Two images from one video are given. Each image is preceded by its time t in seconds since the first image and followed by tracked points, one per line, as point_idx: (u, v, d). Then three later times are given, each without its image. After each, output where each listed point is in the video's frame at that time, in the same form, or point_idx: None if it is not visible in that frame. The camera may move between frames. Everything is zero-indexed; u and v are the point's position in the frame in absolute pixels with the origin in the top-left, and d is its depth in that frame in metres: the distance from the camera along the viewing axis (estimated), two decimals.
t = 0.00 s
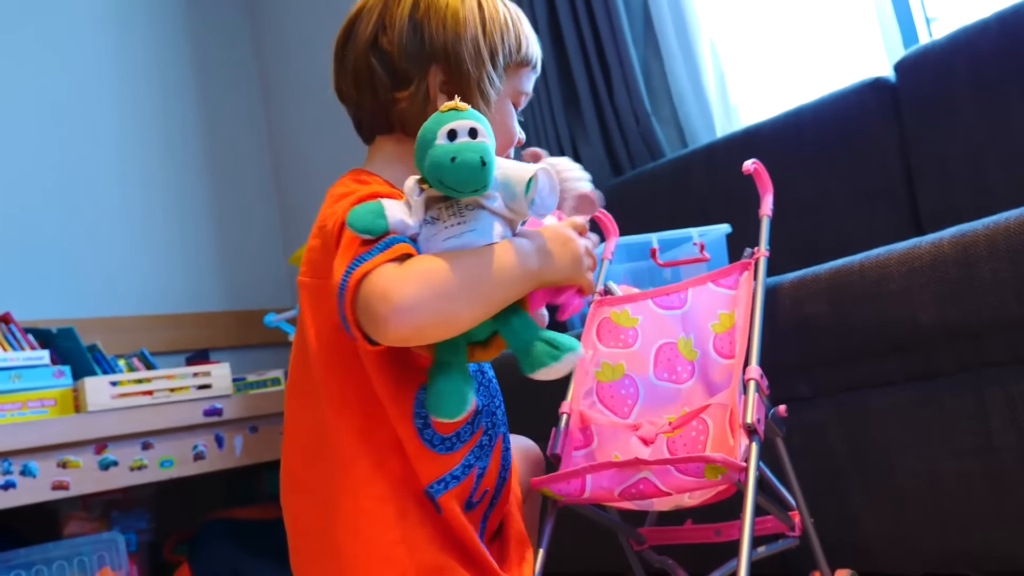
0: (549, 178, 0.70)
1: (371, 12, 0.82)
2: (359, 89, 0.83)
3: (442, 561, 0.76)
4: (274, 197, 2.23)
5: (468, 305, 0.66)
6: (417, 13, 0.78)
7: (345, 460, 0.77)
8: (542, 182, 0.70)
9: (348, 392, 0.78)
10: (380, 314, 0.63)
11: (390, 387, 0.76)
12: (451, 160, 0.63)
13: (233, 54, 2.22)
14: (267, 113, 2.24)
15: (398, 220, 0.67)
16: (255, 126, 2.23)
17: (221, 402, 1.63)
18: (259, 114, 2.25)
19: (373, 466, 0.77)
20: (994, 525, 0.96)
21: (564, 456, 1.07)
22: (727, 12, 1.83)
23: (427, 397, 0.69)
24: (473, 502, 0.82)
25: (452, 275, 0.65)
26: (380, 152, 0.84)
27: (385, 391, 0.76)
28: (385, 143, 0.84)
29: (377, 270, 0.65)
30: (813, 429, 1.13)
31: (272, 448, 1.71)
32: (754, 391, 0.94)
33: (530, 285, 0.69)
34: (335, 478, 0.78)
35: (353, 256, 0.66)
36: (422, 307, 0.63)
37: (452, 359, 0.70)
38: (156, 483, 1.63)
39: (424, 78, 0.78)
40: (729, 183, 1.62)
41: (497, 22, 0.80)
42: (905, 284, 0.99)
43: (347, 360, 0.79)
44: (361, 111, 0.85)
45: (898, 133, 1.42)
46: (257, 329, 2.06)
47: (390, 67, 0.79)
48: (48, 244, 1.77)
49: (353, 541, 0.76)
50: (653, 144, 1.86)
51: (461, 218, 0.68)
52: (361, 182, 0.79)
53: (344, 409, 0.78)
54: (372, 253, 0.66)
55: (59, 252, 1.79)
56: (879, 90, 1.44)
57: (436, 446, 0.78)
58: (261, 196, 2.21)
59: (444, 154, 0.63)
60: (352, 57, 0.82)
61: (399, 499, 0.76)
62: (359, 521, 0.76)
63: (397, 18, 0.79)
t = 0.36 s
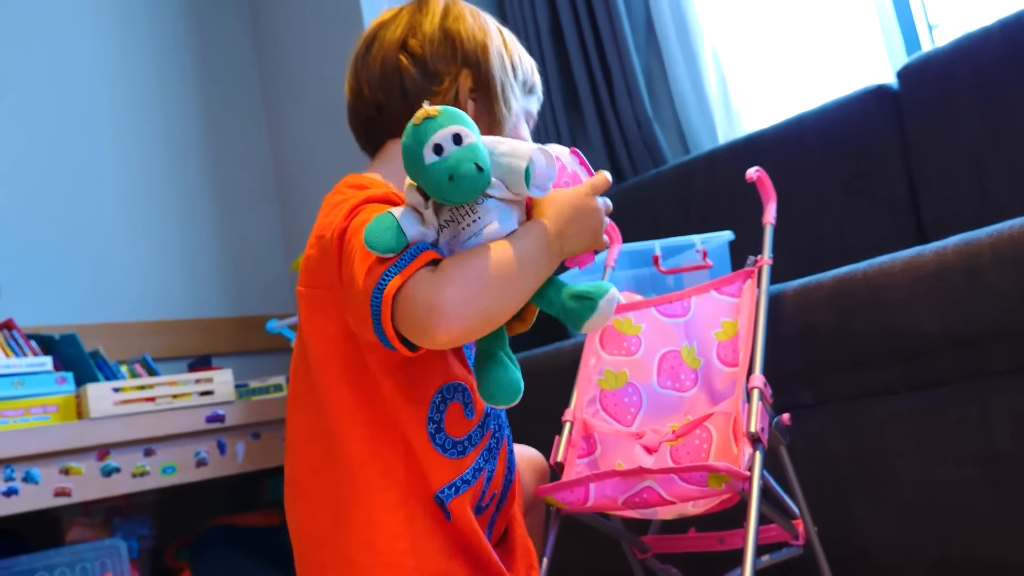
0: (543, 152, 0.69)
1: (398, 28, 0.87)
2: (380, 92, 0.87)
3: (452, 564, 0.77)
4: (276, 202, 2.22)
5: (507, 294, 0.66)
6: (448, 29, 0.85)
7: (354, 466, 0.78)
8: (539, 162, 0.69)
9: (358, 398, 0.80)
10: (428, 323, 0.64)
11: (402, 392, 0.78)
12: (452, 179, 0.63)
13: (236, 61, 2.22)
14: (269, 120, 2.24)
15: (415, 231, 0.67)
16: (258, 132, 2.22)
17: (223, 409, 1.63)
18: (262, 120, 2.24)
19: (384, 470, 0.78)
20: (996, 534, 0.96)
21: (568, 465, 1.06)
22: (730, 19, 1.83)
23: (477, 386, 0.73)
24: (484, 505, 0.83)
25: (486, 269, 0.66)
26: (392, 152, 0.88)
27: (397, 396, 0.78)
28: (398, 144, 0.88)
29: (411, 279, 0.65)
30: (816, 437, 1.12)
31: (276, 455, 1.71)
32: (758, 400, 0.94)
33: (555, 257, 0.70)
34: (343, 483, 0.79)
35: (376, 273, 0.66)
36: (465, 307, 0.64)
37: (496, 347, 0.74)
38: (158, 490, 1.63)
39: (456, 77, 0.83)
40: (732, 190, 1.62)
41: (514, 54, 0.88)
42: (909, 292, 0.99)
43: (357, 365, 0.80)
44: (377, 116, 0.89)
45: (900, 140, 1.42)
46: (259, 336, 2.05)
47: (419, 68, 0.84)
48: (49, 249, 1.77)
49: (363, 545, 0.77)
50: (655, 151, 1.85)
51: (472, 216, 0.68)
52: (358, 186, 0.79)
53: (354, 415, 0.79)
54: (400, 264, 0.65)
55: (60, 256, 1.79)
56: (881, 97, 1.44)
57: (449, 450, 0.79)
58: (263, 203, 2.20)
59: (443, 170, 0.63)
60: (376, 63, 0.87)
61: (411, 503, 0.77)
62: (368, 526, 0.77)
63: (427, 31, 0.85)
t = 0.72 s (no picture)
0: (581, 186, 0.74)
1: (453, 42, 0.89)
2: (417, 98, 0.88)
3: None
4: (278, 207, 2.21)
5: (525, 316, 0.71)
6: (498, 54, 0.86)
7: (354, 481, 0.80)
8: (575, 195, 0.72)
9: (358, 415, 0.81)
10: (452, 333, 0.67)
11: (405, 406, 0.80)
12: (500, 193, 0.66)
13: (240, 67, 2.23)
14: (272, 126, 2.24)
15: (434, 243, 0.69)
16: (261, 138, 2.22)
17: (225, 415, 1.63)
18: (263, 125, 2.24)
19: (382, 485, 0.79)
20: (1000, 545, 0.95)
21: (572, 475, 1.06)
22: (734, 26, 1.84)
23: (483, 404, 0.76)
24: (480, 518, 0.84)
25: (512, 289, 0.70)
26: (417, 159, 0.89)
27: (397, 407, 0.80)
28: (423, 152, 0.88)
29: (432, 293, 0.68)
30: (820, 447, 1.12)
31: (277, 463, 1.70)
32: (763, 411, 0.94)
33: (567, 291, 0.74)
34: (341, 499, 0.81)
35: (394, 290, 0.68)
36: (486, 322, 0.68)
37: (502, 364, 0.77)
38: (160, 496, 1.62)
39: (489, 97, 0.84)
40: (736, 199, 1.62)
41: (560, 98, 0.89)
42: (913, 304, 0.99)
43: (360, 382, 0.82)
44: (409, 121, 0.90)
45: (903, 149, 1.42)
46: (261, 342, 2.05)
47: (460, 80, 0.85)
48: (52, 253, 1.77)
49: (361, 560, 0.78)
50: (659, 159, 1.85)
51: (503, 234, 0.72)
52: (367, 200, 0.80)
53: (355, 430, 0.81)
54: (417, 281, 0.68)
55: (62, 261, 1.79)
56: (885, 106, 1.45)
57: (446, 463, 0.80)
58: (265, 209, 2.19)
59: (491, 187, 0.67)
60: (422, 72, 0.88)
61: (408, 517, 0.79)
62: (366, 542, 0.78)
63: (480, 51, 0.87)
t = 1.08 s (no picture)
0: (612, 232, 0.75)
1: (495, 69, 0.91)
2: (457, 126, 0.90)
3: None
4: (279, 211, 2.21)
5: (551, 354, 0.72)
6: (536, 82, 0.87)
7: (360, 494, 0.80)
8: (604, 241, 0.74)
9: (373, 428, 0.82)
10: (477, 362, 0.69)
11: (422, 420, 0.80)
12: (534, 233, 0.69)
13: (241, 71, 2.22)
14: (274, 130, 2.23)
15: (471, 271, 0.72)
16: (262, 142, 2.22)
17: (226, 420, 1.63)
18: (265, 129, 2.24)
19: (387, 500, 0.80)
20: (1000, 554, 0.95)
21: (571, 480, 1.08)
22: (736, 31, 1.84)
23: (495, 436, 0.77)
24: (480, 540, 0.84)
25: (544, 324, 0.72)
26: (457, 188, 0.91)
27: (416, 421, 0.80)
28: (463, 180, 0.90)
29: (462, 320, 0.70)
30: (821, 454, 1.12)
31: (277, 470, 1.70)
32: (763, 419, 0.94)
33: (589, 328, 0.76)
34: (344, 510, 0.81)
35: (429, 309, 0.71)
36: (516, 355, 0.70)
37: (517, 401, 0.78)
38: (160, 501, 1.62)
39: (521, 127, 0.85)
40: (737, 205, 1.62)
41: (599, 126, 0.89)
42: (914, 312, 0.99)
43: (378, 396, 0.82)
44: (451, 147, 0.92)
45: (904, 156, 1.42)
46: (262, 346, 2.04)
47: (496, 110, 0.87)
48: (52, 258, 1.78)
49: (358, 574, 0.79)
50: (660, 165, 1.85)
51: (531, 272, 0.73)
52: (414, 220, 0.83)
53: (369, 444, 0.82)
54: (451, 305, 0.71)
55: (63, 265, 1.79)
56: (886, 114, 1.45)
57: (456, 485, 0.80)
58: (266, 213, 2.19)
59: (525, 226, 0.69)
60: (464, 100, 0.90)
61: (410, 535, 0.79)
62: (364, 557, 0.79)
63: (518, 78, 0.88)
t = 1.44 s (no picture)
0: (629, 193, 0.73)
1: (507, 77, 0.89)
2: (473, 133, 0.88)
3: None
4: (280, 212, 2.20)
5: (587, 318, 0.69)
6: (548, 86, 0.86)
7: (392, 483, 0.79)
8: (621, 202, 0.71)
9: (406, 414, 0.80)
10: (512, 329, 0.67)
11: (456, 403, 0.79)
12: (547, 199, 0.67)
13: (242, 73, 2.22)
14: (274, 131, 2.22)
15: (497, 248, 0.70)
16: (264, 143, 2.22)
17: (225, 422, 1.61)
18: (265, 129, 2.23)
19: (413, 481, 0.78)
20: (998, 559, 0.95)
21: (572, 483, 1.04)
22: (738, 35, 1.84)
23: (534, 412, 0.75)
24: (505, 525, 0.82)
25: (576, 287, 0.69)
26: (478, 191, 0.88)
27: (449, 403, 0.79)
28: (485, 183, 0.88)
29: (496, 292, 0.68)
30: (821, 458, 1.12)
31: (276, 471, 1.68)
32: (759, 421, 0.93)
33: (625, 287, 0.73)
34: (375, 500, 0.79)
35: (463, 287, 0.69)
36: (551, 321, 0.67)
37: (555, 372, 0.75)
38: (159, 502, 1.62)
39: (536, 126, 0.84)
40: (739, 208, 1.62)
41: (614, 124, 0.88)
42: (914, 315, 0.99)
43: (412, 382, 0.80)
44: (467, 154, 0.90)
45: (905, 160, 1.42)
46: (263, 348, 2.04)
47: (511, 112, 0.85)
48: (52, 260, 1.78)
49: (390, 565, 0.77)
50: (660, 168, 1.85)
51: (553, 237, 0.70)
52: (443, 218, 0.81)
53: (397, 425, 0.80)
54: (485, 279, 0.69)
55: (63, 268, 1.79)
56: (886, 118, 1.44)
57: (491, 468, 0.79)
58: (268, 215, 2.18)
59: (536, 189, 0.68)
60: (477, 108, 0.89)
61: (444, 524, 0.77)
62: (397, 547, 0.77)
63: (531, 82, 0.87)
